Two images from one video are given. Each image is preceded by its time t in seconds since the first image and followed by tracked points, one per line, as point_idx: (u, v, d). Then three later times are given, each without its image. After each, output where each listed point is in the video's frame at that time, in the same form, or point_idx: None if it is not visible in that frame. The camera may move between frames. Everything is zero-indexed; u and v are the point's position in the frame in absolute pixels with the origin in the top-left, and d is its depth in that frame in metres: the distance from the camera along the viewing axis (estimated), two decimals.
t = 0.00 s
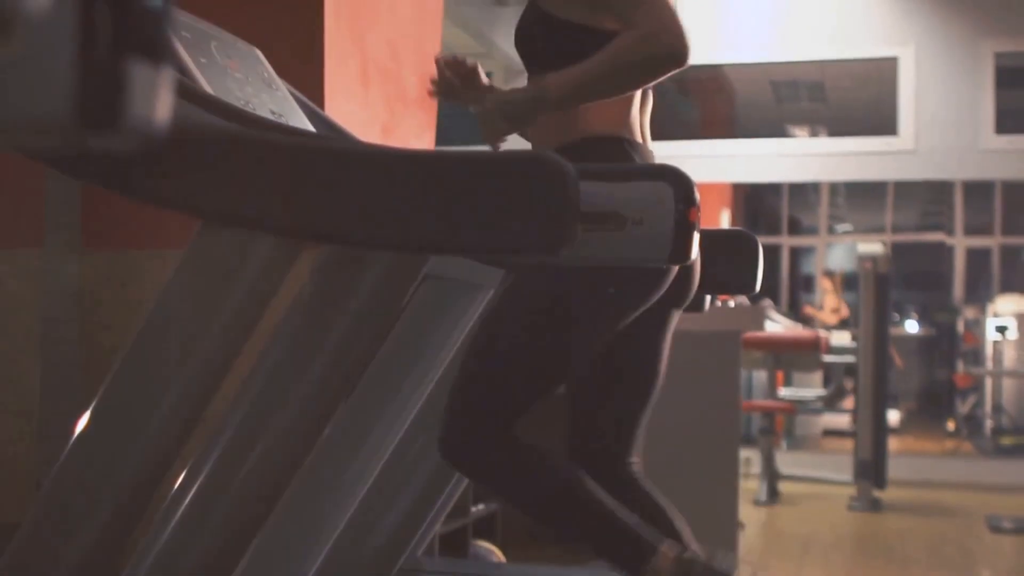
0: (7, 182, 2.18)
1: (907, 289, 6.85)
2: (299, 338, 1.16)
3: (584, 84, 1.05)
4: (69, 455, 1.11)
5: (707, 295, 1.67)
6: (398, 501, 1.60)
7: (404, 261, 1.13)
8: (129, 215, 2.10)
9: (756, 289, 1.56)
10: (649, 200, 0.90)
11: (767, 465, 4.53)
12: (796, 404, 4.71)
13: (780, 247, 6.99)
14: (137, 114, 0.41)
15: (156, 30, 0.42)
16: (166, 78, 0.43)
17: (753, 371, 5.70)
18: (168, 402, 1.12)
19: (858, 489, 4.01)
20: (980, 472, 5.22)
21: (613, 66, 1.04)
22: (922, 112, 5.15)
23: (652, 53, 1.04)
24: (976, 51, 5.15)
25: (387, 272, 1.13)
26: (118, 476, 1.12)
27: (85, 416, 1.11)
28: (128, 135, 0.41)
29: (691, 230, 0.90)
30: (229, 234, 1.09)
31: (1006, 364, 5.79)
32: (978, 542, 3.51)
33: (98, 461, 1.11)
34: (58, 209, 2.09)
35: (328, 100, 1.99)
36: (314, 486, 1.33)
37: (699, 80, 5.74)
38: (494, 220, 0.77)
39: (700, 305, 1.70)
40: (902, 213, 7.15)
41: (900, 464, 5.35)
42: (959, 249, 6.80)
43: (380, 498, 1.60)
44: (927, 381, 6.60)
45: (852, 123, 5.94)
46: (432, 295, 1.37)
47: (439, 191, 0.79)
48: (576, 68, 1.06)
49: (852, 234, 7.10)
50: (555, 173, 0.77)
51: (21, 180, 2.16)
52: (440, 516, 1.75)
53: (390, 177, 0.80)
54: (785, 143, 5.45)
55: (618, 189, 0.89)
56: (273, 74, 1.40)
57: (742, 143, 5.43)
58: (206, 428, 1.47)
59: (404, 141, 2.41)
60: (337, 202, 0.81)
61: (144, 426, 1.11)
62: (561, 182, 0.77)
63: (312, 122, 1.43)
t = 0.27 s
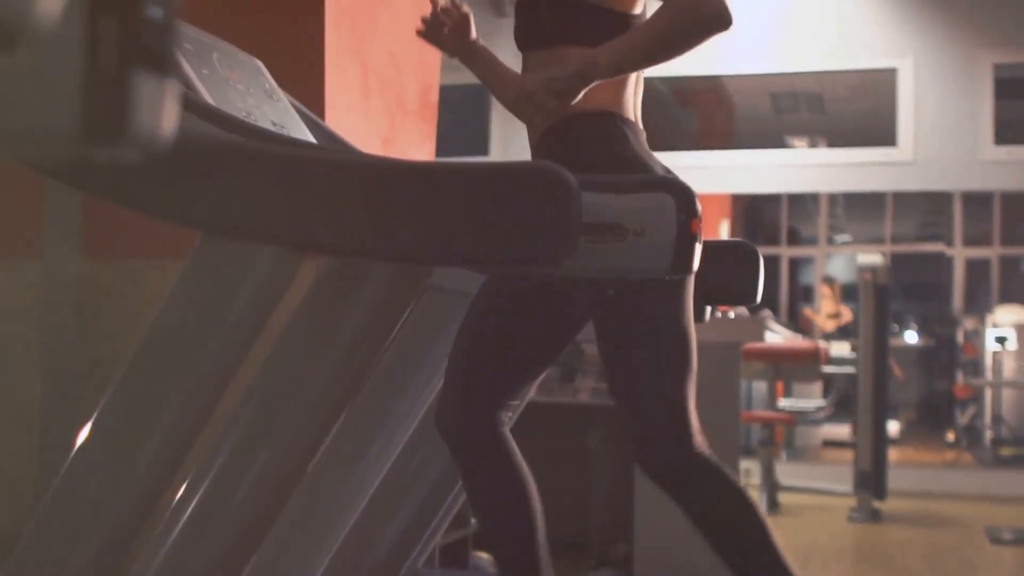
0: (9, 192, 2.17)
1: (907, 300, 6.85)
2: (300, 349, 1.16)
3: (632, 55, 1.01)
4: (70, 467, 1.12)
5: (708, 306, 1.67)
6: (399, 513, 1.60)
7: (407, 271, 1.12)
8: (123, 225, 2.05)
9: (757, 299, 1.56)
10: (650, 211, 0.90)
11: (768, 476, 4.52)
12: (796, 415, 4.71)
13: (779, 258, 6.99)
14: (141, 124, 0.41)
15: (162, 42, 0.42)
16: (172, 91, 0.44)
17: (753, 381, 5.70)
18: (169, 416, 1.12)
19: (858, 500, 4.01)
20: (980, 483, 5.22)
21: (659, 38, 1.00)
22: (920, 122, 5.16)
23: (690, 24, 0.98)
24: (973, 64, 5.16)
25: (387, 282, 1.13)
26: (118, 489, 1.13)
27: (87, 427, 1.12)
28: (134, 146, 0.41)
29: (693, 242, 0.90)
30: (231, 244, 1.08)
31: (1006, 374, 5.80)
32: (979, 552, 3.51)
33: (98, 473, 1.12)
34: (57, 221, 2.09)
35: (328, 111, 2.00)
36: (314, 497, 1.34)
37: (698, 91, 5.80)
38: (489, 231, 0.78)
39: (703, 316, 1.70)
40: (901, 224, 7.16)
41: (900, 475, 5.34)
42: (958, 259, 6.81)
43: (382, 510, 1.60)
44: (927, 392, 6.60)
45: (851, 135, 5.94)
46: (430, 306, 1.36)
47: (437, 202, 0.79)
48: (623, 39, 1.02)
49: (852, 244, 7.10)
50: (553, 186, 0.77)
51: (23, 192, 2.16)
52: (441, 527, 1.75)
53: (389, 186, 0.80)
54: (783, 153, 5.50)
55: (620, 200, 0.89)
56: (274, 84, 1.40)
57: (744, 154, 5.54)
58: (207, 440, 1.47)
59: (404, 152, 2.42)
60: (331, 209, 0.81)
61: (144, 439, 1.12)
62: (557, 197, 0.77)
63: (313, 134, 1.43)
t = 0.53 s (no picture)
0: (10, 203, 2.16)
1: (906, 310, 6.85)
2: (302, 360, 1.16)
3: (644, 48, 1.00)
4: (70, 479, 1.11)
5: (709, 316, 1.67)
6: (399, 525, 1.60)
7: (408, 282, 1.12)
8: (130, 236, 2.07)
9: (757, 309, 1.56)
10: (652, 223, 0.90)
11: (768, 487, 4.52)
12: (796, 426, 4.71)
13: (778, 268, 6.99)
14: (147, 140, 0.41)
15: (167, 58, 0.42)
16: (177, 104, 0.43)
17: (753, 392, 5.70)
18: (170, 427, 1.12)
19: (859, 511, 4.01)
20: (981, 493, 5.22)
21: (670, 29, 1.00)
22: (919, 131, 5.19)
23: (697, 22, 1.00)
24: (972, 75, 5.18)
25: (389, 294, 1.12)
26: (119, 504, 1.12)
27: (88, 438, 1.12)
28: (137, 161, 0.41)
29: (695, 253, 0.90)
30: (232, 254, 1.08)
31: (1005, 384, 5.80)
32: (979, 563, 3.50)
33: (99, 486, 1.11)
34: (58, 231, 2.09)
35: (329, 121, 2.00)
36: (315, 509, 1.33)
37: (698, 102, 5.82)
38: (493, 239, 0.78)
39: (705, 327, 1.70)
40: (900, 234, 7.16)
41: (900, 485, 5.34)
42: (958, 269, 6.81)
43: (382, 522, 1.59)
44: (927, 401, 6.60)
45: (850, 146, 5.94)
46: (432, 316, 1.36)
47: (441, 212, 0.79)
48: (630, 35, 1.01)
49: (851, 254, 7.10)
50: (557, 198, 0.77)
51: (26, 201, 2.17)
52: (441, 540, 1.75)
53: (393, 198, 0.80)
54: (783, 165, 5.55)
55: (622, 211, 0.89)
56: (275, 95, 1.40)
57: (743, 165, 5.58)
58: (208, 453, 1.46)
59: (404, 162, 2.42)
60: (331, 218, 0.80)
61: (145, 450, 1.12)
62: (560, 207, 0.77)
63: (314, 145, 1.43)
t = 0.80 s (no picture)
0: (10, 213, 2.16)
1: (906, 321, 6.87)
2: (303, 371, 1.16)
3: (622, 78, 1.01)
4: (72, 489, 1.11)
5: (709, 327, 1.67)
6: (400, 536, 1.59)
7: (410, 292, 1.12)
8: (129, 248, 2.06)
9: (759, 321, 1.56)
10: (654, 233, 0.90)
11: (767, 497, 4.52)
12: (796, 437, 4.71)
13: (778, 280, 7.00)
14: (151, 150, 0.42)
15: (172, 69, 0.43)
16: (183, 115, 0.44)
17: (753, 403, 5.70)
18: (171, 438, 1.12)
19: (859, 522, 4.01)
20: (981, 503, 5.22)
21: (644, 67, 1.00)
22: (916, 143, 5.22)
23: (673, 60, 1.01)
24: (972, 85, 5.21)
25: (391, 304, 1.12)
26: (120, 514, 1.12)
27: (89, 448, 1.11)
28: (141, 170, 0.41)
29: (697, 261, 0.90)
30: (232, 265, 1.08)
31: (1005, 396, 5.82)
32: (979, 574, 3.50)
33: (101, 498, 1.11)
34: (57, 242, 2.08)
35: (330, 133, 2.00)
36: (316, 521, 1.33)
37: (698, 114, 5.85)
38: (496, 250, 0.78)
39: (702, 338, 1.70)
40: (900, 245, 7.18)
41: (900, 496, 5.35)
42: (957, 280, 6.82)
43: (383, 533, 1.59)
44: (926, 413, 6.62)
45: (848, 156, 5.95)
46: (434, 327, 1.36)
47: (445, 223, 0.79)
48: (601, 69, 1.02)
49: (851, 266, 7.12)
50: (560, 209, 0.78)
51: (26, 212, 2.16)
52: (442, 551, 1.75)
53: (396, 206, 0.80)
54: (779, 175, 5.58)
55: (625, 221, 0.89)
56: (276, 107, 1.41)
57: (740, 174, 5.62)
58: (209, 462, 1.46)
59: (405, 173, 2.42)
60: (333, 230, 0.80)
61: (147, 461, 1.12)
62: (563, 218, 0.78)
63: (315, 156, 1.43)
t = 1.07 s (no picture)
0: (10, 223, 2.16)
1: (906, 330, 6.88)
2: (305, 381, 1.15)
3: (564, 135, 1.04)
4: (74, 500, 1.10)
5: (710, 337, 1.67)
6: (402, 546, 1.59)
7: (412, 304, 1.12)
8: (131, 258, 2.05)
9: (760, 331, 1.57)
10: (657, 246, 0.91)
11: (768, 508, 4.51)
12: (796, 447, 4.71)
13: (777, 289, 7.01)
14: (158, 161, 0.41)
15: (179, 83, 0.42)
16: (186, 126, 0.43)
17: (752, 413, 5.70)
18: (173, 449, 1.11)
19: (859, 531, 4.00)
20: (981, 513, 5.22)
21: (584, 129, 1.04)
22: (916, 154, 5.28)
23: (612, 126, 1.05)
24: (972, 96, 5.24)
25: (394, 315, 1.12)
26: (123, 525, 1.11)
27: (91, 460, 1.11)
28: (147, 181, 0.41)
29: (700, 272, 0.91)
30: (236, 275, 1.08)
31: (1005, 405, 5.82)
32: None
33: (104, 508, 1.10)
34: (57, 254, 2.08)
35: (330, 143, 2.00)
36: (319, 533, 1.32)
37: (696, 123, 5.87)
38: (503, 265, 0.78)
39: (703, 347, 1.70)
40: (899, 255, 7.18)
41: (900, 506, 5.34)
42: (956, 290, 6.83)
43: (385, 543, 1.58)
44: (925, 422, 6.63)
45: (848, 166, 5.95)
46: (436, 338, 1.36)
47: (451, 236, 0.79)
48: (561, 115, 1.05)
49: (850, 275, 7.12)
50: (566, 225, 0.78)
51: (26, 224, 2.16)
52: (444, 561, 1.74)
53: (401, 220, 0.80)
54: (782, 186, 5.60)
55: (627, 234, 0.89)
56: (277, 118, 1.40)
57: (741, 185, 5.64)
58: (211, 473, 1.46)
59: (405, 183, 2.42)
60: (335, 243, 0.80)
61: (149, 471, 1.11)
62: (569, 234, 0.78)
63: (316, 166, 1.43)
